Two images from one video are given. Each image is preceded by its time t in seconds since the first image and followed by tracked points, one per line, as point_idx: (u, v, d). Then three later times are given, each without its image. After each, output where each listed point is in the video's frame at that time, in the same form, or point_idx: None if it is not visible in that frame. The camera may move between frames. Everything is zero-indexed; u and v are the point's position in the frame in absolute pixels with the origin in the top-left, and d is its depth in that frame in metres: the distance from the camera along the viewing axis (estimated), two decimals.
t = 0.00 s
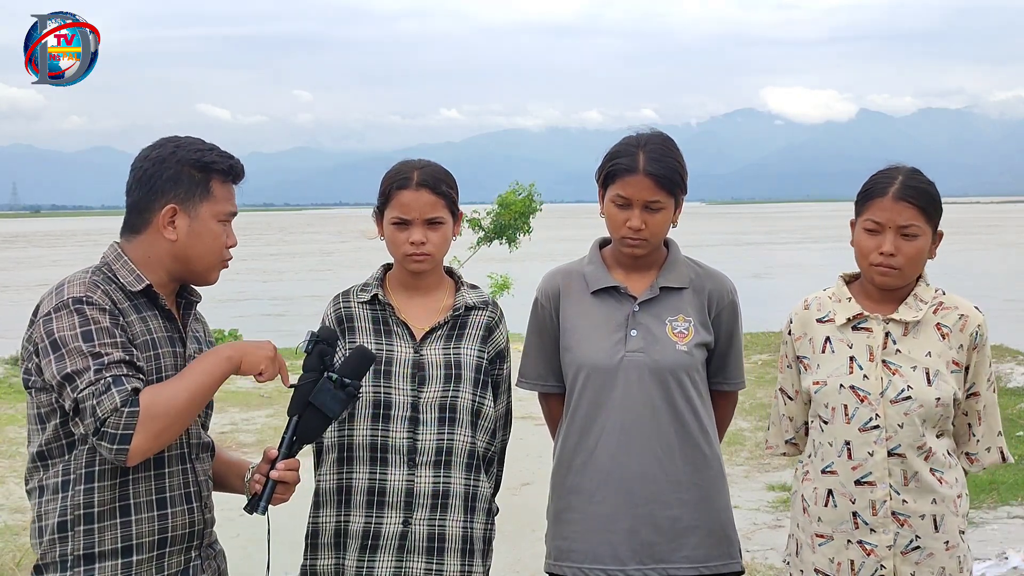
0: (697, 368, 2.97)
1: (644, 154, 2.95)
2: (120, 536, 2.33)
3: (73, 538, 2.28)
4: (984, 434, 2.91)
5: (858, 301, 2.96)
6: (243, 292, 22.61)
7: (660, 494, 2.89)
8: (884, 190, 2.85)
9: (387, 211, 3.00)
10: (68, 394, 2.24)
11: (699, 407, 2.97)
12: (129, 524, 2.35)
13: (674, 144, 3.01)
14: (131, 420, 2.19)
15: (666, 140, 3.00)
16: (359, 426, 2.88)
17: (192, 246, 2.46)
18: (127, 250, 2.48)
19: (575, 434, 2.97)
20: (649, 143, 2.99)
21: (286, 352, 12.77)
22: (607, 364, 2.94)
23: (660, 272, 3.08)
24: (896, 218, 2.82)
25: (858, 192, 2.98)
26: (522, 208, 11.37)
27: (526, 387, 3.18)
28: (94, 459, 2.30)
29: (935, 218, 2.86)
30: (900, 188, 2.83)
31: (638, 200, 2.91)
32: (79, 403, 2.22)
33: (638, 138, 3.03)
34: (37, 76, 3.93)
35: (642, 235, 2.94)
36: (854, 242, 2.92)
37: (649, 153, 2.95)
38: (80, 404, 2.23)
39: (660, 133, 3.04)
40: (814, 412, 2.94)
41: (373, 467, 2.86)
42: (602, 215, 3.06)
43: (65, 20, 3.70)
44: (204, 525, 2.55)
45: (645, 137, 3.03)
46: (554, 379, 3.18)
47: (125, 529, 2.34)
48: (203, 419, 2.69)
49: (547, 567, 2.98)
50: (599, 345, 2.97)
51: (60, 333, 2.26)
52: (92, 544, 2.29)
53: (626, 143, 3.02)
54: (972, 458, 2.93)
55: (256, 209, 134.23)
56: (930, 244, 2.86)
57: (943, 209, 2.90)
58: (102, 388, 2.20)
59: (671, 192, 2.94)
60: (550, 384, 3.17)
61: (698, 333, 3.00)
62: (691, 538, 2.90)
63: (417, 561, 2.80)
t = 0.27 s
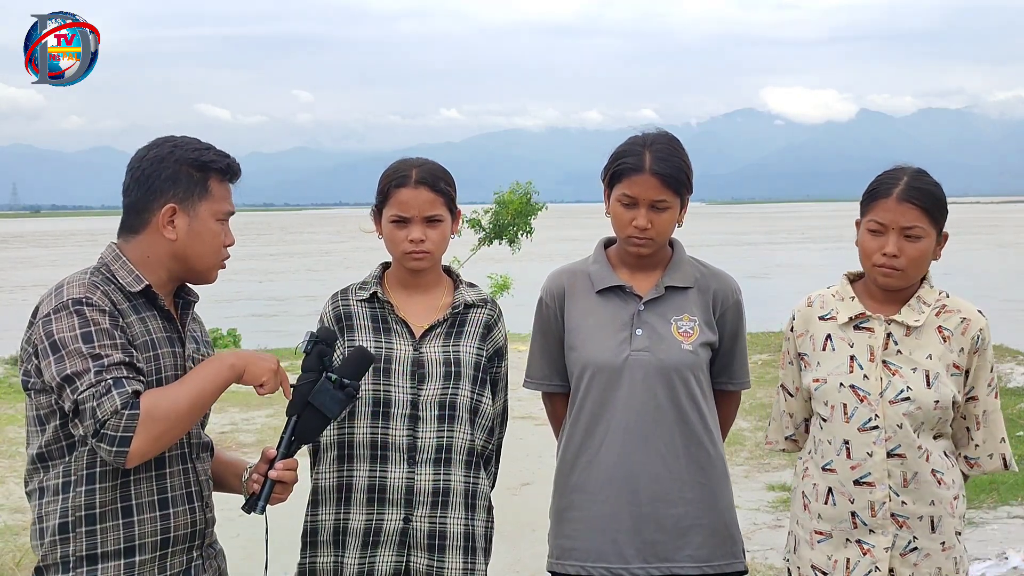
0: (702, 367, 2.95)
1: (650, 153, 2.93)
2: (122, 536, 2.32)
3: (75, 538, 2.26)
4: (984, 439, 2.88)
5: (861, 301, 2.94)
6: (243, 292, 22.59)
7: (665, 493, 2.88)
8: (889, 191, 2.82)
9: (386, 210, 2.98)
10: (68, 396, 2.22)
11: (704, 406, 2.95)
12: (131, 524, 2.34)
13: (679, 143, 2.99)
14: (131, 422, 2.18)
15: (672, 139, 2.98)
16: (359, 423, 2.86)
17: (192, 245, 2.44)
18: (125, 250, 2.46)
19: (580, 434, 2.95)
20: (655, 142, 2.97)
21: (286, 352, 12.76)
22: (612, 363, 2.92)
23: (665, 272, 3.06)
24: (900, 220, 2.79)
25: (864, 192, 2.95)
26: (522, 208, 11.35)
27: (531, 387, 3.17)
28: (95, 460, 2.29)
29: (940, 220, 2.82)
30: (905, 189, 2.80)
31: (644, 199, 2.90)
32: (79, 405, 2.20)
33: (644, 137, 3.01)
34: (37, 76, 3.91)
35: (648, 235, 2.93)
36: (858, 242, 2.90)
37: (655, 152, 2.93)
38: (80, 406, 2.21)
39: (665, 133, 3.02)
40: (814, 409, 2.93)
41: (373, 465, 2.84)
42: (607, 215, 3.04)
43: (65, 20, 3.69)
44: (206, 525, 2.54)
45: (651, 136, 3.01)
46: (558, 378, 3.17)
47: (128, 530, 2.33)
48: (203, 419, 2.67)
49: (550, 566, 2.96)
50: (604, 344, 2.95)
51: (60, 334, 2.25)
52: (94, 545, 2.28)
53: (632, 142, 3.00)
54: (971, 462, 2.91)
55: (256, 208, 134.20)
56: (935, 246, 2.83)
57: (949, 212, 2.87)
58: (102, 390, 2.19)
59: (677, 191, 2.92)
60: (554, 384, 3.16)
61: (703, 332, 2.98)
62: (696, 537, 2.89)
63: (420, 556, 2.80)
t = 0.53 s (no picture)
0: (710, 367, 2.94)
1: (660, 153, 2.92)
2: (124, 536, 2.30)
3: (77, 538, 2.25)
4: (983, 441, 2.85)
5: (861, 300, 2.92)
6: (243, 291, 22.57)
7: (673, 491, 2.87)
8: (889, 191, 2.81)
9: (383, 211, 2.96)
10: (68, 395, 2.21)
11: (712, 405, 2.94)
12: (133, 524, 2.32)
13: (689, 144, 2.98)
14: (133, 421, 2.17)
15: (682, 139, 2.97)
16: (357, 423, 2.85)
17: (191, 247, 2.43)
18: (124, 251, 2.44)
19: (587, 432, 2.94)
20: (664, 142, 2.96)
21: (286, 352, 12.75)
22: (621, 361, 2.91)
23: (673, 272, 3.04)
24: (899, 220, 2.78)
25: (863, 192, 2.94)
26: (522, 208, 11.34)
27: (536, 385, 3.16)
28: (95, 460, 2.28)
29: (939, 221, 2.81)
30: (904, 189, 2.79)
31: (653, 199, 2.88)
32: (79, 406, 2.19)
33: (654, 136, 3.00)
34: (37, 77, 3.90)
35: (657, 234, 2.91)
36: (857, 241, 2.88)
37: (666, 151, 2.92)
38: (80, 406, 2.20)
39: (673, 133, 3.01)
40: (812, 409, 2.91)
41: (372, 465, 2.83)
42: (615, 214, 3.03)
43: (65, 20, 3.67)
44: (207, 524, 2.52)
45: (661, 136, 3.00)
46: (565, 378, 3.15)
47: (129, 529, 2.31)
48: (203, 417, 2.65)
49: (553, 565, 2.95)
50: (612, 343, 2.94)
51: (59, 333, 2.23)
52: (95, 545, 2.26)
53: (641, 141, 2.99)
54: (970, 464, 2.89)
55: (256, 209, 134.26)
56: (934, 246, 2.81)
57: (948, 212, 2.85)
58: (102, 390, 2.17)
59: (686, 190, 2.92)
60: (562, 384, 3.14)
61: (711, 332, 2.97)
62: (704, 536, 2.87)
63: (416, 556, 2.79)
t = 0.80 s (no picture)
0: (723, 369, 2.95)
1: (673, 155, 2.93)
2: (127, 538, 2.31)
3: (78, 540, 2.26)
4: (978, 442, 2.84)
5: (856, 300, 2.93)
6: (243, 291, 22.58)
7: (683, 494, 2.88)
8: (883, 190, 2.82)
9: (381, 210, 2.97)
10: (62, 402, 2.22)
11: (724, 407, 2.95)
12: (135, 526, 2.33)
13: (703, 146, 2.99)
14: (122, 435, 2.18)
15: (695, 142, 2.98)
16: (355, 424, 2.86)
17: (194, 252, 2.44)
18: (127, 253, 2.45)
19: (600, 434, 2.95)
20: (677, 144, 2.97)
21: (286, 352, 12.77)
22: (634, 363, 2.92)
23: (685, 274, 3.05)
24: (894, 219, 2.79)
25: (858, 193, 2.95)
26: (522, 208, 11.34)
27: (549, 387, 3.17)
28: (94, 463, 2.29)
29: (934, 220, 2.83)
30: (900, 188, 2.80)
31: (667, 200, 2.89)
32: (71, 415, 2.20)
33: (666, 138, 3.01)
34: (37, 77, 3.91)
35: (670, 235, 2.92)
36: (853, 241, 2.89)
37: (679, 153, 2.93)
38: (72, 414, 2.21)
39: (688, 134, 3.02)
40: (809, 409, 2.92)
41: (370, 466, 2.84)
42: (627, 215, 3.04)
43: (65, 20, 3.68)
44: (210, 525, 2.53)
45: (674, 137, 3.01)
46: (577, 379, 3.16)
47: (131, 531, 2.32)
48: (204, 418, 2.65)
49: (563, 566, 2.97)
50: (626, 345, 2.95)
51: (55, 338, 2.24)
52: (98, 547, 2.28)
53: (654, 143, 3.00)
54: (964, 464, 2.88)
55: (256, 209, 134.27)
56: (929, 246, 2.83)
57: (943, 212, 2.87)
58: (94, 400, 2.18)
59: (699, 192, 2.92)
60: (572, 385, 3.16)
61: (724, 334, 2.98)
62: (714, 538, 2.88)
63: (416, 556, 2.80)
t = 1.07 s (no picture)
0: (730, 369, 2.93)
1: (684, 153, 2.90)
2: (128, 538, 2.29)
3: (80, 541, 2.23)
4: (970, 440, 2.76)
5: (848, 300, 2.84)
6: (242, 291, 22.55)
7: (692, 494, 2.84)
8: (876, 189, 2.74)
9: (379, 210, 2.94)
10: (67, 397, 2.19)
11: (732, 407, 2.93)
12: (136, 526, 2.30)
13: (714, 148, 2.96)
14: (131, 426, 2.16)
15: (708, 143, 2.95)
16: (352, 424, 2.83)
17: (197, 257, 2.42)
18: (130, 254, 2.43)
19: (607, 434, 2.92)
20: (689, 143, 2.94)
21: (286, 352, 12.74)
22: (642, 362, 2.89)
23: (692, 274, 3.02)
24: (888, 218, 2.70)
25: (848, 191, 2.87)
26: (523, 208, 11.31)
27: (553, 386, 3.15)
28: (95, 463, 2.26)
29: (926, 218, 2.75)
30: (893, 187, 2.72)
31: (677, 198, 2.86)
32: (79, 406, 2.17)
33: (678, 137, 2.98)
34: (37, 77, 3.89)
35: (680, 233, 2.90)
36: (844, 240, 2.80)
37: (690, 152, 2.90)
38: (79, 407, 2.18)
39: (698, 134, 2.99)
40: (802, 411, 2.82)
41: (367, 466, 2.81)
42: (638, 215, 3.01)
43: (65, 20, 3.65)
44: (211, 526, 2.50)
45: (685, 137, 2.98)
46: (583, 378, 3.14)
47: (132, 532, 2.30)
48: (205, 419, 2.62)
49: (570, 566, 2.95)
50: (634, 343, 2.92)
51: (61, 335, 2.21)
52: (98, 547, 2.25)
53: (666, 142, 2.97)
54: (957, 462, 2.80)
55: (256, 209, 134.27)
56: (921, 245, 2.75)
57: (933, 211, 2.79)
58: (106, 391, 2.16)
59: (709, 191, 2.90)
60: (578, 384, 3.13)
61: (731, 334, 2.95)
62: (722, 539, 2.85)
63: (414, 558, 2.77)
